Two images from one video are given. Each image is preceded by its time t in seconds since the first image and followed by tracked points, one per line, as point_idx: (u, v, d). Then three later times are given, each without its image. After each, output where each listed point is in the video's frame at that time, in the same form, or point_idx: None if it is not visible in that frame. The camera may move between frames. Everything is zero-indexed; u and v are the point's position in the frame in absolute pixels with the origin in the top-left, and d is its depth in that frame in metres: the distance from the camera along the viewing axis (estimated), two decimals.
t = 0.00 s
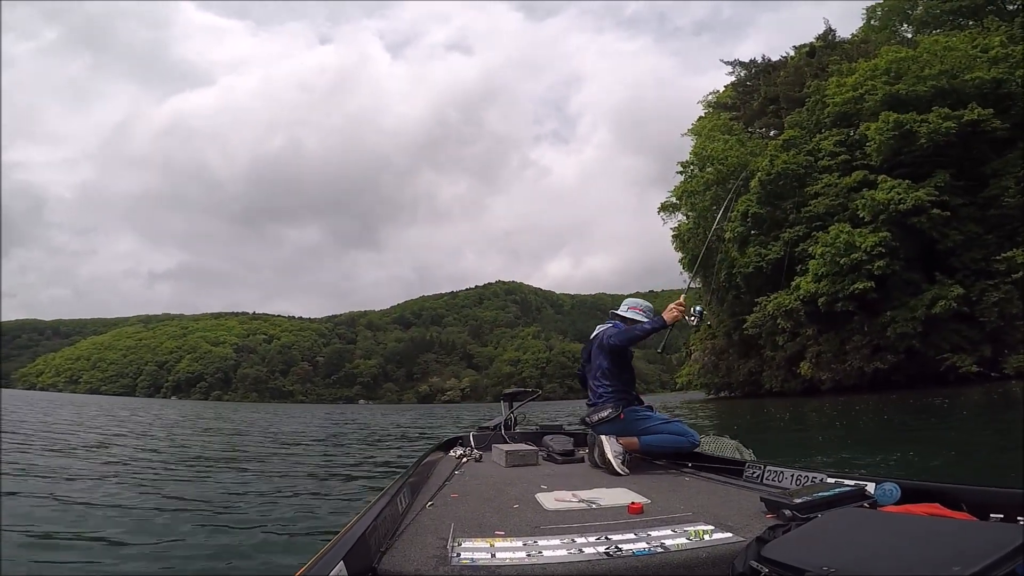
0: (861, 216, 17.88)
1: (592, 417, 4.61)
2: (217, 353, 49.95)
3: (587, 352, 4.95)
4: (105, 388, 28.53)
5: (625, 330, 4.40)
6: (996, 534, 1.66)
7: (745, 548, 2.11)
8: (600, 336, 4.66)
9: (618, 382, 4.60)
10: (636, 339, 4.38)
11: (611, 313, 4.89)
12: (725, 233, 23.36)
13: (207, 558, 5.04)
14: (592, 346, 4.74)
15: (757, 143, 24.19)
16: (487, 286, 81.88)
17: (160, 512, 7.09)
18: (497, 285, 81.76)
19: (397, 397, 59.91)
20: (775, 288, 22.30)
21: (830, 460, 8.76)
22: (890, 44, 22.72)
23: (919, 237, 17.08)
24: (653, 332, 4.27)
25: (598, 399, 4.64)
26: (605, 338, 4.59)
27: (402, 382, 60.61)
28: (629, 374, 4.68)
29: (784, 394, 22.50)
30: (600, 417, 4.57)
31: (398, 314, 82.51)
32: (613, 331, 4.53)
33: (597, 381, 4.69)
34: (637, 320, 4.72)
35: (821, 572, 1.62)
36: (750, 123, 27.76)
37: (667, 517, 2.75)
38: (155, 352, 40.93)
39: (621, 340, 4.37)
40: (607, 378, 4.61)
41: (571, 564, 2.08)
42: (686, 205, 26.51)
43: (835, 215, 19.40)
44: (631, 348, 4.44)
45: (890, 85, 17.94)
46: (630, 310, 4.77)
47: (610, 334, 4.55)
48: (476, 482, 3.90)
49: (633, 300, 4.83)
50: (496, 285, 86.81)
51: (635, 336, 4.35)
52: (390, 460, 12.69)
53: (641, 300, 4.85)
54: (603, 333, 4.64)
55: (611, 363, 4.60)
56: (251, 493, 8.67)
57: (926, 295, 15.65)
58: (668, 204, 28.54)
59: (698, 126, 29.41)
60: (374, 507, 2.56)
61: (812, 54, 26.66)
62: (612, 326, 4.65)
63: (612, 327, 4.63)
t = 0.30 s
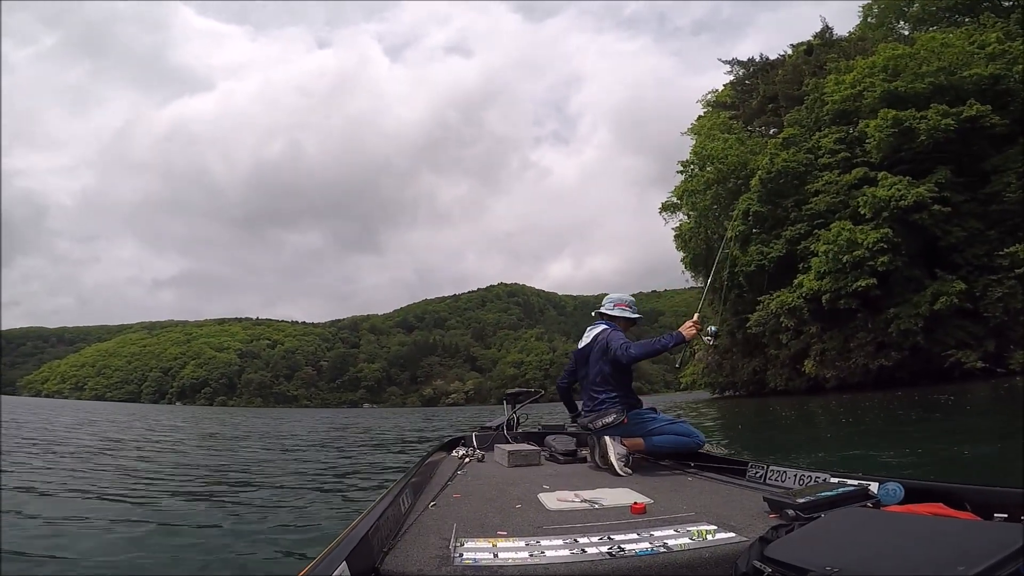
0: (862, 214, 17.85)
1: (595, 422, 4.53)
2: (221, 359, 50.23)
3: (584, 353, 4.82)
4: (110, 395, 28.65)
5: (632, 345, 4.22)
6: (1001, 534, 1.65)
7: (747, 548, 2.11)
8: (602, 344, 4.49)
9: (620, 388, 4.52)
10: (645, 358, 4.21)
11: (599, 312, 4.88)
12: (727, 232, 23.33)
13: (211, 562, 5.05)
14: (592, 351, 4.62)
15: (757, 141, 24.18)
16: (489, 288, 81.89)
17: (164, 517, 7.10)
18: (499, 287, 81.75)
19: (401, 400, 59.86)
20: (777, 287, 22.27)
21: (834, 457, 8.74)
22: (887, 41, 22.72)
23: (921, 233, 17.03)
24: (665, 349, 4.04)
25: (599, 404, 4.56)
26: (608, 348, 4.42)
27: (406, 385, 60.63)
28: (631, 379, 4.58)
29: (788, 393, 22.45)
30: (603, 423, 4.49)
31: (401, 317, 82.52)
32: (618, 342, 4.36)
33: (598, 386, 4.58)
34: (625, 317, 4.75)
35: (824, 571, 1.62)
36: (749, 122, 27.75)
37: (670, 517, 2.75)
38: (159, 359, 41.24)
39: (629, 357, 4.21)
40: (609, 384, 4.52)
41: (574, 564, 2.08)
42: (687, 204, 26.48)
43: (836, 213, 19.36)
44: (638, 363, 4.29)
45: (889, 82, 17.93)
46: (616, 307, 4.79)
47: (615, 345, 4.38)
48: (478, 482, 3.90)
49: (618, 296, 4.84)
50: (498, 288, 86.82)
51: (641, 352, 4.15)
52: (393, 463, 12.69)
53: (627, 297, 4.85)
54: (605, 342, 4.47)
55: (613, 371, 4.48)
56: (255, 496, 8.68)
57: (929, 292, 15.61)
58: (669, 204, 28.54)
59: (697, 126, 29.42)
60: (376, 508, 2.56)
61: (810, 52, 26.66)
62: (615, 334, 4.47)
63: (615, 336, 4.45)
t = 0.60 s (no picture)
0: (866, 217, 17.80)
1: (596, 425, 4.45)
2: (223, 357, 50.24)
3: (582, 354, 4.74)
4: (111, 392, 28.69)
5: (644, 349, 4.18)
6: (999, 534, 1.64)
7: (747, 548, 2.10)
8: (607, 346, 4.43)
9: (622, 389, 4.47)
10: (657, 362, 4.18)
11: (591, 313, 4.89)
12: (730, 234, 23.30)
13: (210, 560, 5.05)
14: (593, 352, 4.57)
15: (761, 144, 24.14)
16: (491, 289, 81.79)
17: (164, 515, 7.10)
18: (502, 288, 81.65)
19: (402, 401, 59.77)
20: (780, 290, 22.23)
21: (836, 461, 8.71)
22: (893, 44, 22.67)
23: (925, 237, 16.98)
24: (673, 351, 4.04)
25: (600, 405, 4.50)
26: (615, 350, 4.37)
27: (407, 385, 60.56)
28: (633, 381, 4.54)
29: (790, 397, 22.40)
30: (604, 425, 4.43)
31: (403, 318, 82.46)
32: (623, 343, 4.32)
33: (599, 388, 4.52)
34: (618, 316, 4.76)
35: (823, 572, 1.61)
36: (754, 125, 27.72)
37: (670, 517, 2.74)
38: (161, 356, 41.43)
39: (641, 360, 4.16)
40: (612, 386, 4.46)
41: (573, 564, 2.07)
42: (690, 206, 26.43)
43: (840, 216, 19.32)
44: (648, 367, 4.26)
45: (894, 86, 17.89)
46: (608, 307, 4.80)
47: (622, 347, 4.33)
48: (478, 482, 3.90)
49: (609, 295, 4.85)
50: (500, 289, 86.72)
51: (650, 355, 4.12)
52: (393, 462, 12.68)
53: (617, 295, 4.86)
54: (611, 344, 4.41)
55: (618, 373, 4.44)
56: (255, 494, 8.66)
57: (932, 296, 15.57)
58: (672, 206, 28.51)
59: (701, 128, 29.39)
60: (375, 508, 2.56)
61: (815, 54, 26.61)
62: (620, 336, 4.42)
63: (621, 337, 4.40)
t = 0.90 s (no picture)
0: (871, 218, 17.74)
1: (594, 427, 4.46)
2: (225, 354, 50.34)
3: (578, 357, 4.70)
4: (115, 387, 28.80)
5: (640, 361, 4.14)
6: (998, 535, 1.63)
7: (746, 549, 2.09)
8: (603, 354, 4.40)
9: (619, 392, 4.47)
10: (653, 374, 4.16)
11: (587, 314, 4.89)
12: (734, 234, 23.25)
13: (211, 559, 5.05)
14: (587, 356, 4.56)
15: (766, 144, 24.05)
16: (494, 288, 81.65)
17: (165, 513, 7.11)
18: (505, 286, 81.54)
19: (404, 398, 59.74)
20: (783, 291, 22.17)
21: (838, 464, 8.69)
22: (900, 45, 22.55)
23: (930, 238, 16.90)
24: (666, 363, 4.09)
25: (597, 408, 4.50)
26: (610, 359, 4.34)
27: (409, 383, 60.54)
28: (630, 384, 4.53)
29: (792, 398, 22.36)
30: (601, 427, 4.44)
31: (405, 316, 82.42)
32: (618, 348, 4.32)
33: (595, 391, 4.52)
34: (614, 316, 4.75)
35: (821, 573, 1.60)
36: (759, 125, 27.63)
37: (669, 518, 2.74)
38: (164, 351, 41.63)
39: (637, 373, 4.13)
40: (609, 391, 4.45)
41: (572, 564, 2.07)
42: (693, 206, 26.35)
43: (844, 217, 19.25)
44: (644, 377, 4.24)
45: (900, 87, 17.81)
46: (604, 307, 4.79)
47: (618, 357, 4.29)
48: (477, 482, 3.90)
49: (605, 296, 4.85)
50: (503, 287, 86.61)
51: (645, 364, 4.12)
52: (394, 461, 12.68)
53: (613, 295, 4.85)
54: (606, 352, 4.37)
55: (614, 379, 4.43)
56: (256, 492, 8.67)
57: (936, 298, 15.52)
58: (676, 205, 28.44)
59: (706, 127, 29.30)
60: (375, 507, 2.56)
61: (821, 55, 26.49)
62: (615, 343, 4.37)
63: (616, 345, 4.36)
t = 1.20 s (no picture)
0: (872, 213, 17.69)
1: (594, 429, 4.47)
2: (229, 357, 50.84)
3: (577, 359, 4.70)
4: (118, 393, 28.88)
5: (636, 370, 4.12)
6: (1001, 536, 1.62)
7: (747, 551, 2.09)
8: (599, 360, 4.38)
9: (618, 394, 4.47)
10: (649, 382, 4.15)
11: (586, 317, 4.88)
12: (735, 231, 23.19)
13: (214, 564, 5.06)
14: (586, 359, 4.56)
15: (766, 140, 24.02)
16: (495, 288, 81.61)
17: (168, 518, 7.11)
18: (506, 286, 81.49)
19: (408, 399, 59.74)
20: (785, 287, 22.12)
21: (841, 462, 8.67)
22: (898, 39, 22.49)
23: (932, 232, 16.85)
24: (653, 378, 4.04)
25: (596, 410, 4.51)
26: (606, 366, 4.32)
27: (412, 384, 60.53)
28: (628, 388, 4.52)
29: (796, 394, 22.31)
30: (601, 429, 4.46)
31: (408, 317, 82.50)
32: (615, 353, 4.31)
33: (594, 393, 4.52)
34: (612, 317, 4.76)
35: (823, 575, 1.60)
36: (758, 121, 27.58)
37: (670, 519, 2.74)
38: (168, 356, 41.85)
39: (633, 383, 4.12)
40: (606, 395, 4.46)
41: (573, 566, 2.07)
42: (694, 203, 26.31)
43: (846, 212, 19.19)
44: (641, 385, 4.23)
45: (899, 81, 17.76)
46: (601, 309, 4.81)
47: (614, 364, 4.27)
48: (478, 484, 3.91)
49: (603, 297, 4.86)
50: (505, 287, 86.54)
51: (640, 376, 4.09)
52: (397, 463, 12.69)
53: (610, 297, 4.86)
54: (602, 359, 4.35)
55: (611, 384, 4.43)
56: (259, 497, 8.67)
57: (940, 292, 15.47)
58: (676, 203, 28.38)
59: (705, 124, 29.24)
60: (376, 510, 2.57)
61: (819, 50, 26.44)
62: (611, 350, 4.34)
63: (612, 352, 4.33)
